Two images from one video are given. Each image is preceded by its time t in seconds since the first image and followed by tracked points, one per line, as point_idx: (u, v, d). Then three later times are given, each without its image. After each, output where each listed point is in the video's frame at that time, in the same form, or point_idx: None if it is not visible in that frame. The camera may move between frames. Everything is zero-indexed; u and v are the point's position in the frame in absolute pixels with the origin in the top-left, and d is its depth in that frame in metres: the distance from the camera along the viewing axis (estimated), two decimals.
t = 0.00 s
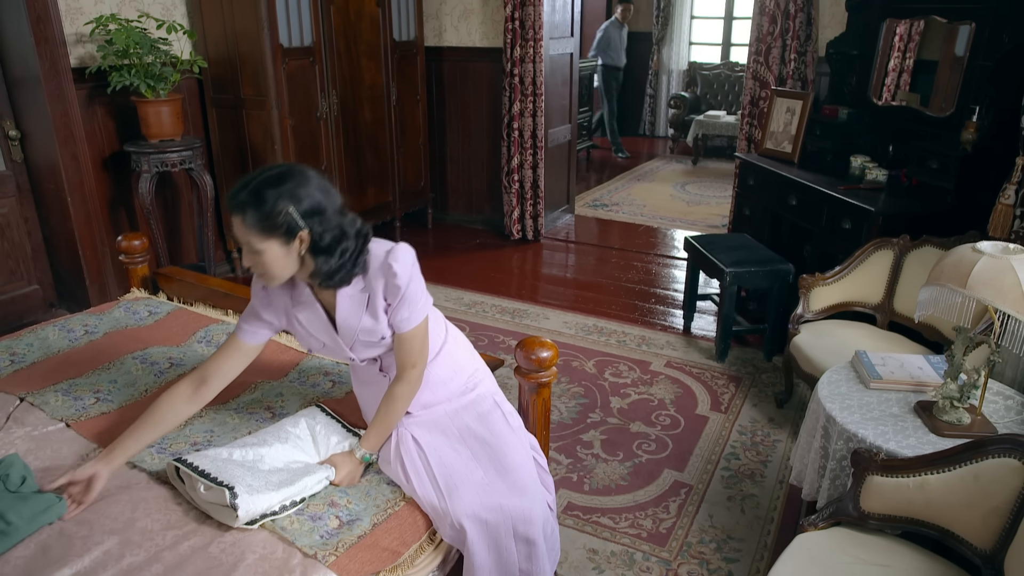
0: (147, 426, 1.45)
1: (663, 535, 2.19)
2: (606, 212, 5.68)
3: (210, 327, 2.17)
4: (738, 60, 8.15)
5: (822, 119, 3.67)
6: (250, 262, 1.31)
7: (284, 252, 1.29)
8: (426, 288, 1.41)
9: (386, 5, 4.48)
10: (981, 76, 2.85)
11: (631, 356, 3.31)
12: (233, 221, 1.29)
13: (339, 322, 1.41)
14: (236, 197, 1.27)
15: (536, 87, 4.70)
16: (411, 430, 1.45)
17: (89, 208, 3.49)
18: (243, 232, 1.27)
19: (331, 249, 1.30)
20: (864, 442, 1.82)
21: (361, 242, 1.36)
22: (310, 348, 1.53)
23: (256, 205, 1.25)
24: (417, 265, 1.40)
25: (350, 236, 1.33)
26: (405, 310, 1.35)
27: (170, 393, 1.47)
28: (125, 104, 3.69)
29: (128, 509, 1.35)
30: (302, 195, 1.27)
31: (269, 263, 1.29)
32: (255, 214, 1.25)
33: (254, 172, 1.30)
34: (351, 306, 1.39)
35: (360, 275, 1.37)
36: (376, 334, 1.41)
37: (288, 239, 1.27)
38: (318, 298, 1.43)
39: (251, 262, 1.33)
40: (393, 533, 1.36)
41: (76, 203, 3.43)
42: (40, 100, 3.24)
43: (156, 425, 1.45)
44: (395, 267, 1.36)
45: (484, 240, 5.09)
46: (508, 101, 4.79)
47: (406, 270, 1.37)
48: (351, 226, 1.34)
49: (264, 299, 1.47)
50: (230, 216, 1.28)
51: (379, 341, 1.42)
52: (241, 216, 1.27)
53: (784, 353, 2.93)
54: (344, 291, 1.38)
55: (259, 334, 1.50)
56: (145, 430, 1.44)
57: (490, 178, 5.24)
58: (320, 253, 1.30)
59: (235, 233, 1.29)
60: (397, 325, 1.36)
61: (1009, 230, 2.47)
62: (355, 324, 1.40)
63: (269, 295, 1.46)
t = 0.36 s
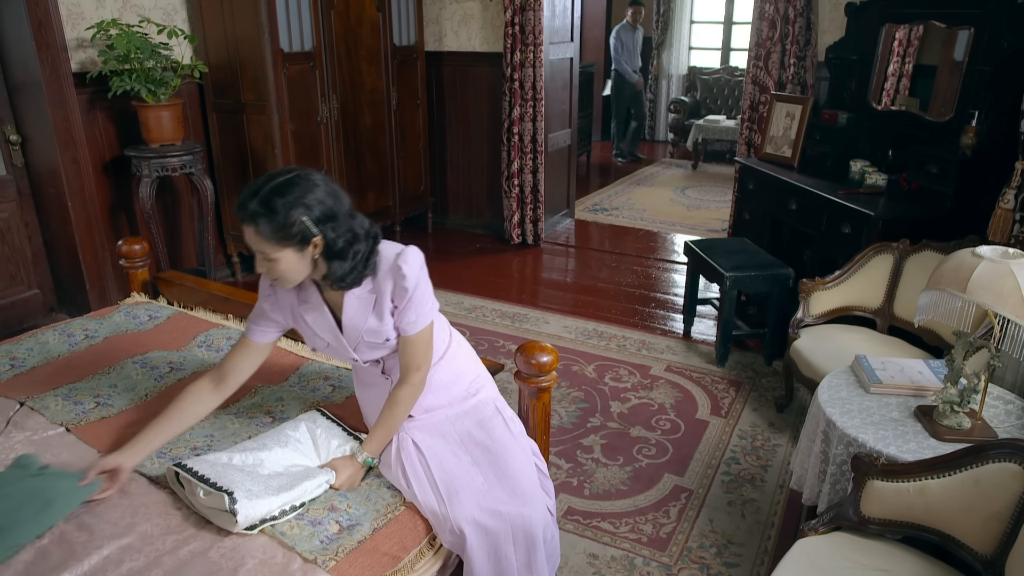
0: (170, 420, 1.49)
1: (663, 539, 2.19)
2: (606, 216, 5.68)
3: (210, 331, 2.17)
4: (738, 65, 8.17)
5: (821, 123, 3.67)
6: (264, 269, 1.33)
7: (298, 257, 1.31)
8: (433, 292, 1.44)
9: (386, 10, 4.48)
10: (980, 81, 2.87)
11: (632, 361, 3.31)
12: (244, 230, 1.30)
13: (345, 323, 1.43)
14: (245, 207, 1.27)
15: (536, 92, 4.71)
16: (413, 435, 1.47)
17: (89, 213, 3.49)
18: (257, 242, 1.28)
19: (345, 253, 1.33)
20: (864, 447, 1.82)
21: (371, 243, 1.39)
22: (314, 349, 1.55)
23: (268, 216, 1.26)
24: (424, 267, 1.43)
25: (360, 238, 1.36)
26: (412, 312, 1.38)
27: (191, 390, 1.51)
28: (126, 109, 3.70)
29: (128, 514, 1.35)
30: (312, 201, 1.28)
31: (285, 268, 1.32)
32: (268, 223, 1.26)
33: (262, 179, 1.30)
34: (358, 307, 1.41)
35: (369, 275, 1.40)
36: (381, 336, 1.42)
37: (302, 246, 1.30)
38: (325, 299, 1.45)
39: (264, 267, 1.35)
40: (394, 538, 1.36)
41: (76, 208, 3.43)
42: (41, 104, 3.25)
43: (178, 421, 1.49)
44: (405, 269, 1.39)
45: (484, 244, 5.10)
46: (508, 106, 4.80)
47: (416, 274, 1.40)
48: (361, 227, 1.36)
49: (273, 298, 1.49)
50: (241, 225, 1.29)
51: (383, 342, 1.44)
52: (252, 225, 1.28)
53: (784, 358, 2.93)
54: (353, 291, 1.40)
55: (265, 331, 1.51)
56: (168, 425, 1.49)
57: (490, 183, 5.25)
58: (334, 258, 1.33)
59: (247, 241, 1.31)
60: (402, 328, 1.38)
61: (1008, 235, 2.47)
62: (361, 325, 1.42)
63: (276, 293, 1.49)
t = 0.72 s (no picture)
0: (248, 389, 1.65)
1: (664, 543, 2.19)
2: (606, 220, 5.68)
3: (210, 335, 2.17)
4: (738, 68, 8.18)
5: (822, 128, 3.66)
6: (296, 241, 1.42)
7: (327, 232, 1.40)
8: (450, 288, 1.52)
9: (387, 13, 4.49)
10: (979, 85, 2.88)
11: (632, 364, 3.31)
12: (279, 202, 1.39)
13: (360, 302, 1.51)
14: (282, 179, 1.37)
15: (536, 96, 4.72)
16: (416, 435, 1.49)
17: (89, 216, 3.50)
18: (290, 214, 1.37)
19: (372, 230, 1.42)
20: (864, 451, 1.82)
21: (398, 226, 1.48)
22: (329, 327, 1.62)
23: (303, 188, 1.35)
24: (444, 263, 1.51)
25: (387, 218, 1.45)
26: (432, 305, 1.45)
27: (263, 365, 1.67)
28: (127, 113, 3.70)
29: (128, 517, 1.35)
30: (345, 178, 1.38)
31: (313, 239, 1.40)
32: (302, 196, 1.35)
33: (300, 155, 1.40)
34: (376, 288, 1.49)
35: (391, 258, 1.49)
36: (393, 321, 1.50)
37: (332, 220, 1.39)
38: (346, 277, 1.54)
39: (294, 240, 1.43)
40: (394, 542, 1.36)
41: (76, 211, 3.44)
42: (42, 108, 3.26)
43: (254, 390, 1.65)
44: (427, 260, 1.47)
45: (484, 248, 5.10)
46: (508, 110, 4.80)
47: (438, 268, 1.48)
48: (389, 208, 1.46)
49: (299, 271, 1.60)
50: (277, 196, 1.39)
51: (395, 329, 1.52)
52: (288, 197, 1.37)
53: (784, 361, 2.93)
54: (376, 272, 1.49)
55: (293, 301, 1.62)
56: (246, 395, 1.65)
57: (490, 187, 5.25)
58: (361, 234, 1.42)
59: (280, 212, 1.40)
60: (420, 318, 1.46)
61: (1008, 238, 2.47)
62: (376, 306, 1.50)
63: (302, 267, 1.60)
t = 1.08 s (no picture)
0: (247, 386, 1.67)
1: (664, 546, 2.18)
2: (606, 223, 5.69)
3: (210, 337, 2.17)
4: (738, 71, 8.19)
5: (821, 130, 3.68)
6: (302, 233, 1.46)
7: (332, 224, 1.44)
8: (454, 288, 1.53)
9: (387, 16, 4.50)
10: (979, 88, 2.88)
11: (632, 367, 3.31)
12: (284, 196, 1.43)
13: (363, 294, 1.54)
14: (287, 172, 1.41)
15: (536, 99, 4.72)
16: (416, 438, 1.49)
17: (90, 219, 3.50)
18: (296, 207, 1.41)
19: (375, 222, 1.46)
20: (864, 454, 1.82)
21: (402, 219, 1.51)
22: (332, 320, 1.65)
23: (307, 182, 1.39)
24: (449, 262, 1.52)
25: (391, 211, 1.48)
26: (436, 302, 1.47)
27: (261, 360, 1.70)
28: (127, 115, 3.70)
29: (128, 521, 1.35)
30: (349, 172, 1.42)
31: (318, 231, 1.44)
32: (307, 190, 1.39)
33: (305, 149, 1.44)
34: (379, 281, 1.52)
35: (394, 251, 1.52)
36: (393, 315, 1.51)
37: (337, 212, 1.43)
38: (352, 270, 1.58)
39: (301, 233, 1.47)
40: (394, 545, 1.35)
41: (77, 214, 3.44)
42: (42, 111, 3.26)
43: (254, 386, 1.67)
44: (430, 256, 1.50)
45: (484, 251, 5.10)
46: (508, 112, 4.81)
47: (440, 265, 1.50)
48: (392, 200, 1.49)
49: (308, 264, 1.65)
50: (283, 190, 1.43)
51: (395, 324, 1.53)
52: (293, 191, 1.41)
53: (784, 364, 2.93)
54: (378, 265, 1.52)
55: (302, 293, 1.67)
56: (246, 390, 1.67)
57: (490, 189, 5.25)
58: (365, 226, 1.46)
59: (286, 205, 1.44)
60: (425, 314, 1.47)
61: (1007, 241, 2.48)
62: (377, 298, 1.52)
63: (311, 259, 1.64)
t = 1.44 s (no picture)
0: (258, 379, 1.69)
1: (664, 548, 2.18)
2: (606, 225, 5.69)
3: (210, 339, 2.17)
4: (738, 74, 8.20)
5: (821, 132, 3.68)
6: (307, 236, 1.46)
7: (338, 224, 1.44)
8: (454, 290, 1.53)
9: (387, 18, 4.50)
10: (979, 90, 2.88)
11: (632, 369, 3.31)
12: (288, 200, 1.43)
13: (364, 292, 1.54)
14: (290, 177, 1.41)
15: (536, 101, 4.73)
16: (416, 441, 1.49)
17: (90, 221, 3.50)
18: (300, 210, 1.41)
19: (380, 221, 1.46)
20: (864, 456, 1.82)
21: (404, 215, 1.52)
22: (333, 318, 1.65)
23: (311, 185, 1.39)
24: (450, 263, 1.52)
25: (394, 208, 1.49)
26: (437, 302, 1.47)
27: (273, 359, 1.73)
28: (127, 118, 3.71)
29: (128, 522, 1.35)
30: (351, 172, 1.42)
31: (324, 232, 1.45)
32: (311, 193, 1.39)
33: (305, 152, 1.43)
34: (380, 280, 1.52)
35: (396, 250, 1.53)
36: (394, 314, 1.52)
37: (342, 213, 1.43)
38: (354, 269, 1.58)
39: (306, 235, 1.48)
40: (394, 547, 1.36)
41: (77, 216, 3.44)
42: (43, 113, 3.26)
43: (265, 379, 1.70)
44: (431, 257, 1.50)
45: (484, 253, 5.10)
46: (508, 115, 4.81)
47: (441, 265, 1.50)
48: (395, 198, 1.49)
49: (310, 262, 1.65)
50: (286, 194, 1.42)
51: (396, 323, 1.53)
52: (297, 194, 1.41)
53: (784, 366, 2.93)
54: (379, 264, 1.52)
55: (305, 292, 1.67)
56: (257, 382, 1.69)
57: (490, 191, 5.26)
58: (370, 225, 1.46)
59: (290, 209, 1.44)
60: (425, 314, 1.46)
61: (1008, 243, 2.47)
62: (378, 297, 1.52)
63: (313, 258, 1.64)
